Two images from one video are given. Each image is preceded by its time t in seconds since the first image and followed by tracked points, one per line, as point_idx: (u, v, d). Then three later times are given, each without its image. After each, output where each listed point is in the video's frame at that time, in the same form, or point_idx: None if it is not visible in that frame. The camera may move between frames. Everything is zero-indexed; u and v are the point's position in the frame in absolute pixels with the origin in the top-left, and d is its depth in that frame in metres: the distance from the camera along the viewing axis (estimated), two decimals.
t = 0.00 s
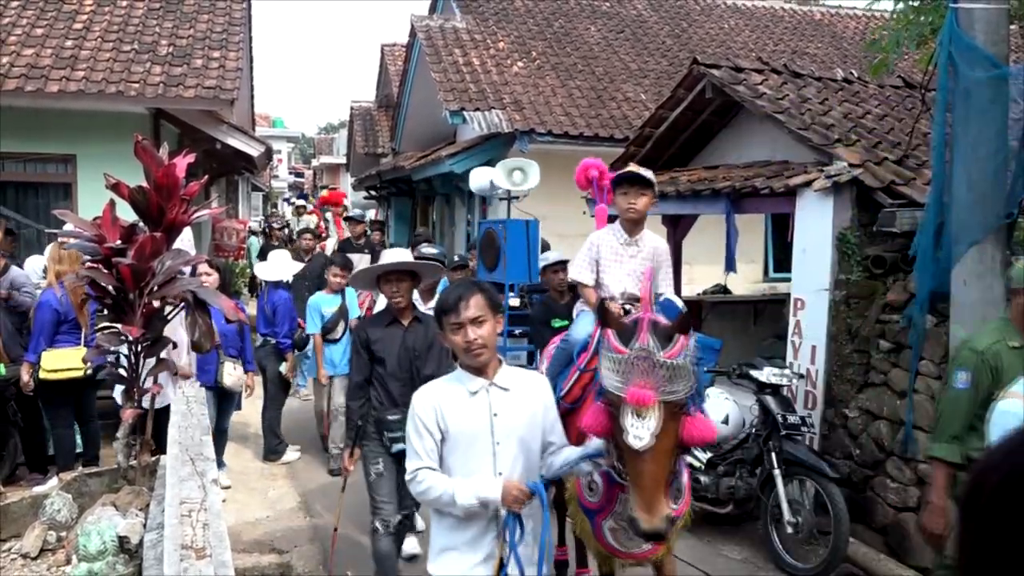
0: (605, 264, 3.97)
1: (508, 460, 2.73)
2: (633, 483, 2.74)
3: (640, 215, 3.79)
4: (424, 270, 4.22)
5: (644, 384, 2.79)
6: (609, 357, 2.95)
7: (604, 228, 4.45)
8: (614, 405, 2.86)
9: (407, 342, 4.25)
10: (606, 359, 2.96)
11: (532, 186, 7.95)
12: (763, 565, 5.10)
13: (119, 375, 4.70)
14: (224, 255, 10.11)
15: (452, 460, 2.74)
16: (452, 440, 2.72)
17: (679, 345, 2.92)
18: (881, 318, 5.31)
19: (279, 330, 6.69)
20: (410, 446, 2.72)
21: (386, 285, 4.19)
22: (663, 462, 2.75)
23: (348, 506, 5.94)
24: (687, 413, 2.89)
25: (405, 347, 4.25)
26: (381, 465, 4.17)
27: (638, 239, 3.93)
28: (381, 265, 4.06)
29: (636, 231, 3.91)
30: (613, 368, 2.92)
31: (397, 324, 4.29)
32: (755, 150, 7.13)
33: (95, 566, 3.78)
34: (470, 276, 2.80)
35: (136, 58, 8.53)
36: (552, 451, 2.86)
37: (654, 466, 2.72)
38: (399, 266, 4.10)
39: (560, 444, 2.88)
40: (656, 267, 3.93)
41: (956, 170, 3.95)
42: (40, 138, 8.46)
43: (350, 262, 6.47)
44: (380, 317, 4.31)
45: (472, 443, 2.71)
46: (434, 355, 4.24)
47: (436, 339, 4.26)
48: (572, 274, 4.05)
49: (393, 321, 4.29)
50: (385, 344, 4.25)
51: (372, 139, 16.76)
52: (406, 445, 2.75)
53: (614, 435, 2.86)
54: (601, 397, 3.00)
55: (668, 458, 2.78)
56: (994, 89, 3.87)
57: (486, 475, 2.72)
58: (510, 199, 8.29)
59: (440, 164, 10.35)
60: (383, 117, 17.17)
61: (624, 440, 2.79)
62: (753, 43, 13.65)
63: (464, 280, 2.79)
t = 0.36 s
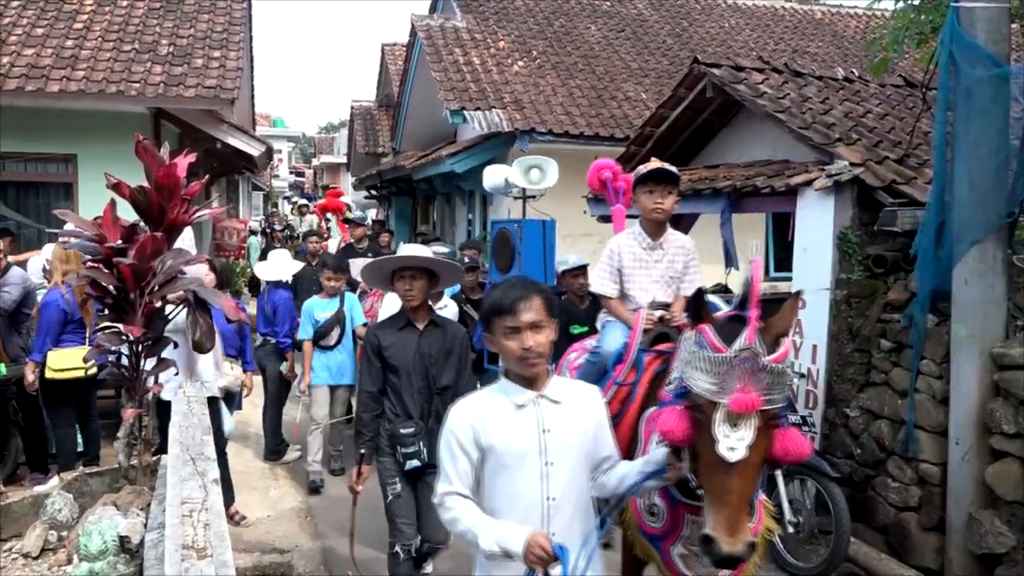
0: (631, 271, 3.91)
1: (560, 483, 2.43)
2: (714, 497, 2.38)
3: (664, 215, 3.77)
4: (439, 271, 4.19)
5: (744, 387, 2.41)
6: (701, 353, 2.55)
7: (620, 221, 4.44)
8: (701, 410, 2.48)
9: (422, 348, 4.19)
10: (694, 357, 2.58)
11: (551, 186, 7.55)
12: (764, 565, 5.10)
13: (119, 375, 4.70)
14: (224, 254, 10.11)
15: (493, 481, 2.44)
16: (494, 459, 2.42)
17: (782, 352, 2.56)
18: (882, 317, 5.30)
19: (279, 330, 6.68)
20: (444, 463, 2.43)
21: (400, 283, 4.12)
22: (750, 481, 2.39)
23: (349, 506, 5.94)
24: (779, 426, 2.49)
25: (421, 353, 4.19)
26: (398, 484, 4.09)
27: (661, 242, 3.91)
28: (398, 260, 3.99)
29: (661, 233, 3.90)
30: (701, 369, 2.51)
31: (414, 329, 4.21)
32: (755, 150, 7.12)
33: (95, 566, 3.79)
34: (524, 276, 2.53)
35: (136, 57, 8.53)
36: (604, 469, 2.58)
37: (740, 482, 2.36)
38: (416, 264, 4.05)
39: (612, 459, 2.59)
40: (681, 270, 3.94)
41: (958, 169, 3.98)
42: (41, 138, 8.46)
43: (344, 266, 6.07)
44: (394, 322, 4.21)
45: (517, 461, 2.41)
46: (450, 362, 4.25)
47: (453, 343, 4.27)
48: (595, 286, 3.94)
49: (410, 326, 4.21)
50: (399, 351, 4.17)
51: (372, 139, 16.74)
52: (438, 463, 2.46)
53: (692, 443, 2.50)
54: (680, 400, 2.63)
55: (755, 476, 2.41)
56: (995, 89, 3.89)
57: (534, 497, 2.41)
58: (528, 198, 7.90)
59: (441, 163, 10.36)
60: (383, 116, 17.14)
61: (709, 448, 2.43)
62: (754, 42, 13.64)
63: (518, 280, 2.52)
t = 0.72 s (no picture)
0: (666, 278, 3.49)
1: (626, 496, 2.22)
2: (755, 495, 2.16)
3: (696, 217, 3.44)
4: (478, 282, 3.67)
5: (782, 370, 2.21)
6: (736, 336, 2.36)
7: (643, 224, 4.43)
8: (738, 399, 2.29)
9: (451, 365, 3.63)
10: (730, 341, 2.38)
11: (559, 185, 7.47)
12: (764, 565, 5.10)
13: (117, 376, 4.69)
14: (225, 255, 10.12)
15: (554, 502, 2.18)
16: (554, 477, 2.17)
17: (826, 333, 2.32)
18: (882, 318, 5.28)
19: (281, 331, 6.69)
20: (498, 487, 2.14)
21: (434, 290, 3.59)
22: (797, 477, 2.16)
23: (349, 507, 5.94)
24: (826, 416, 2.24)
25: (449, 372, 3.63)
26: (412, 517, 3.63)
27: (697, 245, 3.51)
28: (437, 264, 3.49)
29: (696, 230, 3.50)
30: (740, 356, 2.32)
31: (444, 343, 3.66)
32: (755, 151, 7.13)
33: (95, 567, 3.78)
34: (571, 273, 2.33)
35: (136, 59, 8.53)
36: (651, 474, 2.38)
37: (786, 476, 2.14)
38: (456, 271, 3.53)
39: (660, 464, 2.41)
40: (721, 272, 3.53)
41: (958, 170, 3.97)
42: (40, 139, 8.46)
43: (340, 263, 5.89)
44: (422, 332, 3.67)
45: (582, 475, 2.17)
46: (478, 384, 3.70)
47: (484, 363, 3.72)
48: (631, 297, 3.51)
49: (440, 339, 3.66)
50: (425, 365, 3.61)
51: (372, 140, 16.75)
52: (489, 488, 2.17)
53: (730, 436, 2.29)
54: (719, 390, 2.44)
55: (802, 472, 2.18)
56: (995, 89, 3.89)
57: (606, 511, 2.18)
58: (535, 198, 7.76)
59: (441, 164, 10.35)
60: (383, 117, 17.15)
61: (747, 439, 2.22)
62: (754, 43, 13.65)
63: (561, 279, 2.29)
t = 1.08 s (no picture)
0: (694, 274, 3.43)
1: (656, 522, 2.13)
2: (811, 524, 2.04)
3: (732, 215, 3.35)
4: (517, 271, 3.43)
5: (832, 386, 2.11)
6: (779, 349, 2.24)
7: (661, 217, 4.16)
8: (783, 418, 2.16)
9: (484, 362, 3.35)
10: (770, 357, 2.26)
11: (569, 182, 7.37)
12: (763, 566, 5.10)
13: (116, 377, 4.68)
14: (224, 256, 10.13)
15: (581, 530, 2.08)
16: (582, 502, 2.07)
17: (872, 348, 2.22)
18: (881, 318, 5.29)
19: (281, 331, 6.68)
20: (522, 516, 2.05)
21: (470, 281, 3.37)
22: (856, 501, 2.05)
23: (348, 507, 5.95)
24: (880, 432, 2.15)
25: (482, 369, 3.34)
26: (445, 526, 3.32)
27: (728, 241, 3.44)
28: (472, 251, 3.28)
29: (727, 228, 3.41)
30: (784, 374, 2.19)
31: (477, 338, 3.37)
32: (754, 152, 7.13)
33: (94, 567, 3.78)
34: (595, 282, 2.21)
35: (135, 59, 8.53)
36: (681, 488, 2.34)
37: (844, 501, 2.03)
38: (493, 259, 3.32)
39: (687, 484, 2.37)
40: (750, 269, 3.49)
41: (957, 171, 3.96)
42: (39, 140, 8.46)
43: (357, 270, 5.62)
44: (454, 325, 3.39)
45: (610, 500, 2.08)
46: (517, 381, 3.38)
47: (521, 359, 3.39)
48: (655, 294, 3.43)
49: (473, 334, 3.37)
50: (456, 363, 3.33)
51: (372, 140, 16.74)
52: (511, 516, 2.07)
53: (774, 457, 2.17)
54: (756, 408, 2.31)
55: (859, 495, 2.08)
56: (994, 90, 3.89)
57: (634, 542, 2.08)
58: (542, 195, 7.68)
59: (440, 165, 10.35)
60: (383, 117, 17.13)
61: (798, 460, 2.10)
62: (753, 44, 13.66)
63: (589, 289, 2.16)
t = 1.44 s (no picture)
0: (705, 260, 3.44)
1: (703, 546, 1.99)
2: None
3: (746, 198, 3.32)
4: (532, 276, 3.16)
5: (906, 477, 1.92)
6: (851, 430, 1.98)
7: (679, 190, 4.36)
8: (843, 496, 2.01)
9: (497, 377, 3.02)
10: (835, 432, 2.02)
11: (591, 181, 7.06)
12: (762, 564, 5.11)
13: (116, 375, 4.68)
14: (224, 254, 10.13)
15: (626, 553, 1.91)
16: (631, 524, 1.90)
17: (953, 428, 1.99)
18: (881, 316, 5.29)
19: (283, 329, 6.67)
20: (567, 534, 1.89)
21: (480, 290, 3.08)
22: None
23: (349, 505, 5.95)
24: (944, 507, 1.98)
25: (495, 385, 3.02)
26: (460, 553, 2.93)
27: (742, 229, 3.43)
28: (484, 258, 3.01)
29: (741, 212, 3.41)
30: (849, 450, 1.98)
31: (489, 352, 3.05)
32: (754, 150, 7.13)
33: (94, 566, 3.78)
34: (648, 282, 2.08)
35: (135, 57, 8.52)
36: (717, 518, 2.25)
37: None
38: (506, 265, 3.04)
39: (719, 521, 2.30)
40: (765, 259, 3.49)
41: (957, 169, 3.93)
42: (39, 138, 8.46)
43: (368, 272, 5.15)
44: (463, 338, 3.07)
45: (660, 521, 1.92)
46: (534, 397, 3.06)
47: (539, 372, 3.08)
48: (665, 278, 3.47)
49: (485, 347, 3.05)
50: (466, 379, 3.00)
51: (372, 138, 16.75)
52: (553, 536, 1.90)
53: (824, 523, 2.07)
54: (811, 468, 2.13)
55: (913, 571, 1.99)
56: (994, 88, 3.89)
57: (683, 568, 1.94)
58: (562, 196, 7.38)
59: (440, 163, 10.34)
60: (383, 116, 17.13)
61: (858, 541, 1.99)
62: (754, 42, 13.66)
63: (641, 290, 2.03)
